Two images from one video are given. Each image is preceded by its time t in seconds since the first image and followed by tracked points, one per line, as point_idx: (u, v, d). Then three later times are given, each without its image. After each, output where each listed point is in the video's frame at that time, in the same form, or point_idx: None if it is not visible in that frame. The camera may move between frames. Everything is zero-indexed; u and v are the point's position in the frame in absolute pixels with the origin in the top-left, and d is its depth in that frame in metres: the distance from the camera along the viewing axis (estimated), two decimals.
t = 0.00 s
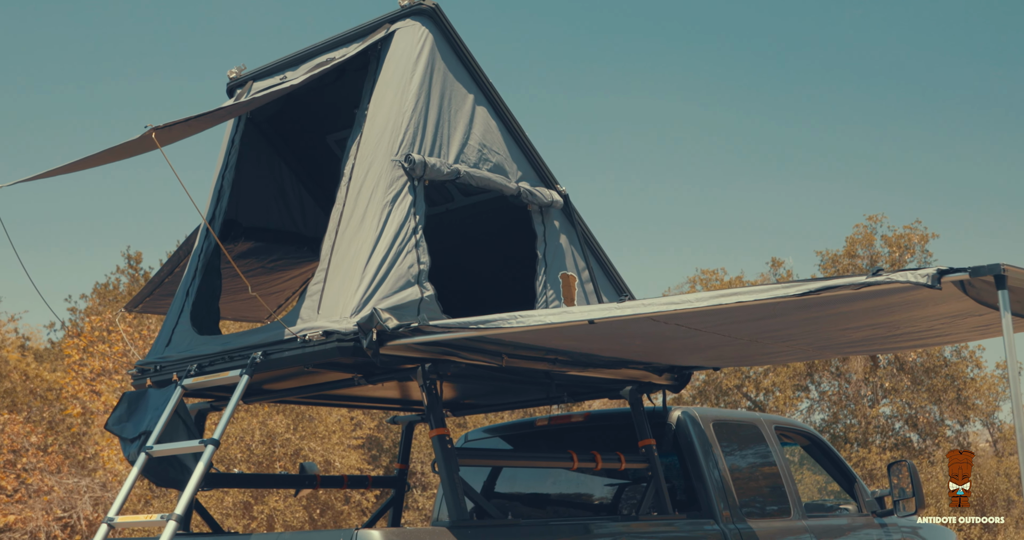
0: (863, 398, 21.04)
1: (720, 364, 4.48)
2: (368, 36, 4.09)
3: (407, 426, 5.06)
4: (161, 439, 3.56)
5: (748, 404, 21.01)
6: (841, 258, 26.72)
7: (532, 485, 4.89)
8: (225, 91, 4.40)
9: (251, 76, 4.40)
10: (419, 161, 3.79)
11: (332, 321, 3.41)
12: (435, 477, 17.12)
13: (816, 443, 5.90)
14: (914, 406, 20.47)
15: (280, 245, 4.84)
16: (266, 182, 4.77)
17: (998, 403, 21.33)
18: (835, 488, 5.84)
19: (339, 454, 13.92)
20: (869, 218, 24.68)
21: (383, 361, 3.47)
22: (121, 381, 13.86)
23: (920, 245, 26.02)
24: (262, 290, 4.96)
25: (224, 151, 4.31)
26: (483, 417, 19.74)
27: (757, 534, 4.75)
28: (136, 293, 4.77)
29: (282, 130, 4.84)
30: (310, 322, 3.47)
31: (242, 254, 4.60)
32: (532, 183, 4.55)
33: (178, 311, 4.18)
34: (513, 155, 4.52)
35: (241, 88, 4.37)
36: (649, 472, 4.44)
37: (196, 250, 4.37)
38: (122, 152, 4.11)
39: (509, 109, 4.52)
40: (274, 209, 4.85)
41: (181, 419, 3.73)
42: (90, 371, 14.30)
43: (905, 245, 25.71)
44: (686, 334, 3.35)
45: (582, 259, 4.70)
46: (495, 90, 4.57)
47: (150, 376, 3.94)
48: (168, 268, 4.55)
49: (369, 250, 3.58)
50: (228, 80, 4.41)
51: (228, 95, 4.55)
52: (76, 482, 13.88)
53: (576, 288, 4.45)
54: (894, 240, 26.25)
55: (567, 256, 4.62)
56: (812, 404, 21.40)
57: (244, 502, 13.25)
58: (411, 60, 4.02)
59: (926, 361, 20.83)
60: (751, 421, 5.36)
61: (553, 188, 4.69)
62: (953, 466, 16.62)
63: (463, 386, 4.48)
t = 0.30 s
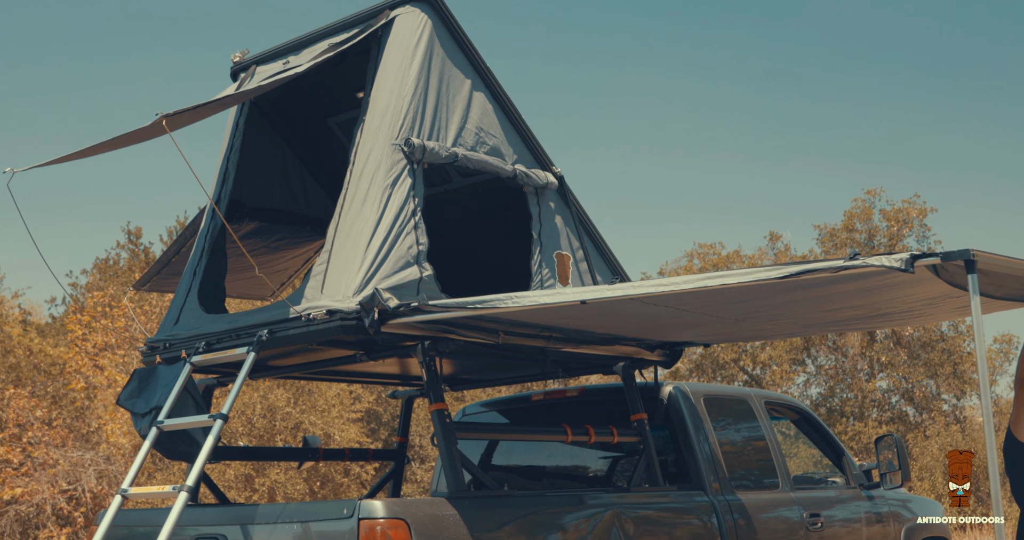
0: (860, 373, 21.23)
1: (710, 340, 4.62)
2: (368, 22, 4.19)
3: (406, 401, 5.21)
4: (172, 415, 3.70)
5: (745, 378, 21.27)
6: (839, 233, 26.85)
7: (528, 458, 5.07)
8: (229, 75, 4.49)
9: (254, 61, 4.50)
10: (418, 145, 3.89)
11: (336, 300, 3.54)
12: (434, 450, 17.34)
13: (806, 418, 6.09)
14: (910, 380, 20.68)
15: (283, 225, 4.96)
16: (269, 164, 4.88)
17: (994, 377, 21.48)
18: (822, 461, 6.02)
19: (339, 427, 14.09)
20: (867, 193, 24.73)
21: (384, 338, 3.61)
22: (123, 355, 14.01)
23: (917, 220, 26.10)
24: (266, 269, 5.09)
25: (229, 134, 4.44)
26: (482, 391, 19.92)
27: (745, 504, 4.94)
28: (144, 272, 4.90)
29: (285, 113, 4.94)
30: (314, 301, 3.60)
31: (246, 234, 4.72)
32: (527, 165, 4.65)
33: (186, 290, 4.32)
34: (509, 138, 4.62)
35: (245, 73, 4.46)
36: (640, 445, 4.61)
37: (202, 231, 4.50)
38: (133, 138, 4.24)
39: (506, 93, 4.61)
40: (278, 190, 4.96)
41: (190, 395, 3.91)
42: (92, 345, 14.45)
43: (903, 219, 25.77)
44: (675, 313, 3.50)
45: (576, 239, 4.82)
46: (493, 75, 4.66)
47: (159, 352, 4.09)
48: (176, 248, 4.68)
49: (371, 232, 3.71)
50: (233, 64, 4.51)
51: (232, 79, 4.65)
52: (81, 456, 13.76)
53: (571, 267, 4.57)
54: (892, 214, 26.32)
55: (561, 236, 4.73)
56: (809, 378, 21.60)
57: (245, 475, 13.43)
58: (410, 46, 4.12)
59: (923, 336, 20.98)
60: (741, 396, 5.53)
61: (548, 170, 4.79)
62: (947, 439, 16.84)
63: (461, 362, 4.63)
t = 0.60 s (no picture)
0: (857, 349, 21.44)
1: (702, 321, 4.76)
2: (369, 11, 4.29)
3: (407, 379, 5.35)
4: (181, 393, 3.84)
5: (743, 355, 21.50)
6: (837, 210, 26.96)
7: (525, 434, 5.23)
8: (235, 61, 4.59)
9: (259, 47, 4.60)
10: (418, 132, 4.00)
11: (339, 282, 3.67)
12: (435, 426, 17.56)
13: (797, 396, 6.25)
14: (907, 357, 20.88)
15: (286, 207, 5.07)
16: (273, 148, 4.98)
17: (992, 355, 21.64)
18: (813, 438, 6.22)
19: (341, 404, 14.23)
20: (866, 170, 24.80)
21: (386, 319, 3.73)
22: (127, 333, 14.23)
23: (915, 197, 26.20)
24: (270, 249, 5.20)
25: (234, 120, 4.55)
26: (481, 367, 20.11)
27: (735, 480, 5.11)
28: (152, 254, 5.03)
29: (289, 98, 5.02)
30: (318, 283, 3.73)
31: (251, 217, 4.84)
32: (524, 150, 4.75)
33: (194, 272, 4.45)
34: (507, 124, 4.72)
35: (250, 59, 4.56)
36: (634, 423, 4.76)
37: (209, 214, 4.62)
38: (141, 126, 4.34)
39: (504, 80, 4.70)
40: (282, 174, 5.05)
41: (198, 374, 4.05)
42: (96, 323, 14.66)
43: (901, 196, 25.88)
44: (667, 296, 3.63)
45: (572, 222, 4.93)
46: (491, 62, 4.75)
47: (169, 332, 4.23)
48: (182, 231, 4.80)
49: (373, 216, 3.83)
50: (238, 50, 4.60)
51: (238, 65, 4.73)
52: (85, 433, 13.73)
53: (567, 249, 4.68)
54: (890, 192, 26.43)
55: (558, 219, 4.84)
56: (807, 355, 21.77)
57: (248, 451, 13.62)
58: (410, 35, 4.22)
59: (920, 313, 21.13)
60: (733, 374, 5.69)
61: (544, 154, 4.89)
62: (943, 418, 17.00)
63: (460, 341, 4.76)
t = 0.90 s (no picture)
0: (855, 329, 21.65)
1: (695, 303, 4.92)
2: (372, 4, 4.41)
3: (409, 359, 5.50)
4: (190, 374, 3.99)
5: (742, 334, 21.68)
6: (835, 190, 27.05)
7: (523, 414, 5.39)
8: (240, 50, 4.71)
9: (264, 37, 4.72)
10: (419, 121, 4.12)
11: (343, 268, 3.80)
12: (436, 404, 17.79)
13: (789, 377, 6.43)
14: (904, 336, 21.07)
15: (291, 192, 5.19)
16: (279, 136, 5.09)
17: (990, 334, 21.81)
18: (803, 417, 6.41)
19: (343, 384, 14.38)
20: (865, 150, 24.88)
21: (388, 303, 3.87)
22: (133, 314, 14.51)
23: (913, 177, 26.32)
24: (275, 233, 5.33)
25: (240, 109, 4.67)
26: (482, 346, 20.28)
27: (727, 458, 5.28)
28: (160, 238, 5.16)
29: (293, 87, 5.13)
30: (323, 269, 3.86)
31: (257, 202, 4.97)
32: (523, 137, 4.86)
33: (202, 256, 4.59)
34: (506, 113, 4.83)
35: (255, 48, 4.68)
36: (628, 402, 4.91)
37: (216, 200, 4.74)
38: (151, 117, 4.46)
39: (503, 70, 4.81)
40: (287, 161, 5.16)
41: (206, 355, 4.19)
42: (100, 304, 14.92)
43: (899, 176, 26.00)
44: (659, 280, 3.78)
45: (569, 208, 5.05)
46: (491, 52, 4.86)
47: (177, 315, 4.38)
48: (190, 216, 4.94)
49: (376, 204, 3.96)
50: (243, 40, 4.72)
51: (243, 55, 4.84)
52: (90, 412, 13.45)
53: (564, 234, 4.81)
54: (888, 172, 26.54)
55: (554, 204, 4.96)
56: (805, 334, 21.94)
57: (252, 430, 13.78)
58: (411, 27, 4.34)
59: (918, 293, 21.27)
60: (726, 354, 5.86)
61: (542, 141, 5.00)
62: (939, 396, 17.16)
63: (460, 324, 4.90)
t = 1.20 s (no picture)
0: (853, 311, 21.82)
1: (689, 289, 5.06)
2: None
3: (411, 342, 5.64)
4: (200, 357, 4.13)
5: (741, 315, 21.85)
6: (834, 172, 27.12)
7: (522, 395, 5.55)
8: (247, 41, 4.85)
9: (270, 28, 4.87)
10: (422, 113, 4.24)
11: (349, 255, 3.94)
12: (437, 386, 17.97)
13: (781, 359, 6.60)
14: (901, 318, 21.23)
15: (296, 180, 5.32)
16: (284, 125, 5.21)
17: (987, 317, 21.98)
18: (795, 398, 6.57)
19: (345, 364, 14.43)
20: (864, 133, 24.96)
21: (391, 288, 4.01)
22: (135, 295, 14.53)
23: (912, 160, 26.44)
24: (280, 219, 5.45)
25: (247, 99, 4.81)
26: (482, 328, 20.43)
27: (720, 439, 5.44)
28: (169, 225, 5.30)
29: (298, 77, 5.24)
30: (329, 256, 4.00)
31: (263, 190, 5.10)
32: (522, 127, 4.97)
33: (210, 243, 4.72)
34: (506, 104, 4.94)
35: (262, 40, 4.83)
36: (624, 384, 5.06)
37: (223, 188, 4.87)
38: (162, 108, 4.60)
39: (503, 62, 4.92)
40: (292, 149, 5.28)
41: (216, 339, 4.33)
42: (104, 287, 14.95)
43: (897, 159, 26.12)
44: (653, 267, 3.93)
45: (567, 196, 5.18)
46: (491, 45, 4.97)
47: (188, 300, 4.53)
48: (198, 203, 5.07)
49: (380, 193, 4.09)
50: (250, 31, 4.87)
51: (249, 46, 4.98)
52: (95, 393, 13.48)
53: (561, 221, 4.93)
54: (887, 155, 26.67)
55: (552, 192, 5.08)
56: (803, 316, 22.09)
57: (256, 411, 13.93)
58: (413, 21, 4.47)
59: (916, 275, 21.40)
60: (720, 337, 6.02)
61: (541, 132, 5.12)
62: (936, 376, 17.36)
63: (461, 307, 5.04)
